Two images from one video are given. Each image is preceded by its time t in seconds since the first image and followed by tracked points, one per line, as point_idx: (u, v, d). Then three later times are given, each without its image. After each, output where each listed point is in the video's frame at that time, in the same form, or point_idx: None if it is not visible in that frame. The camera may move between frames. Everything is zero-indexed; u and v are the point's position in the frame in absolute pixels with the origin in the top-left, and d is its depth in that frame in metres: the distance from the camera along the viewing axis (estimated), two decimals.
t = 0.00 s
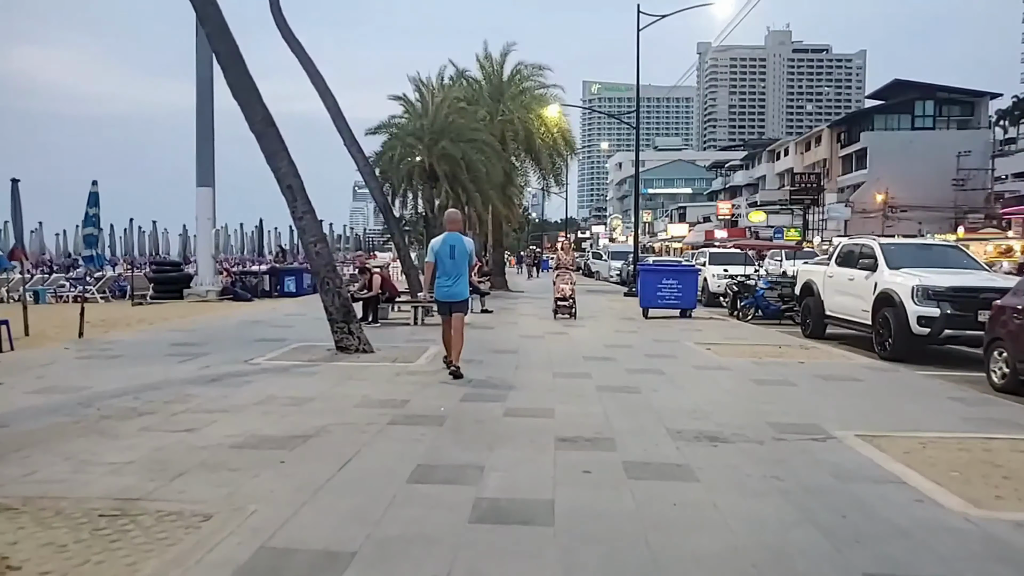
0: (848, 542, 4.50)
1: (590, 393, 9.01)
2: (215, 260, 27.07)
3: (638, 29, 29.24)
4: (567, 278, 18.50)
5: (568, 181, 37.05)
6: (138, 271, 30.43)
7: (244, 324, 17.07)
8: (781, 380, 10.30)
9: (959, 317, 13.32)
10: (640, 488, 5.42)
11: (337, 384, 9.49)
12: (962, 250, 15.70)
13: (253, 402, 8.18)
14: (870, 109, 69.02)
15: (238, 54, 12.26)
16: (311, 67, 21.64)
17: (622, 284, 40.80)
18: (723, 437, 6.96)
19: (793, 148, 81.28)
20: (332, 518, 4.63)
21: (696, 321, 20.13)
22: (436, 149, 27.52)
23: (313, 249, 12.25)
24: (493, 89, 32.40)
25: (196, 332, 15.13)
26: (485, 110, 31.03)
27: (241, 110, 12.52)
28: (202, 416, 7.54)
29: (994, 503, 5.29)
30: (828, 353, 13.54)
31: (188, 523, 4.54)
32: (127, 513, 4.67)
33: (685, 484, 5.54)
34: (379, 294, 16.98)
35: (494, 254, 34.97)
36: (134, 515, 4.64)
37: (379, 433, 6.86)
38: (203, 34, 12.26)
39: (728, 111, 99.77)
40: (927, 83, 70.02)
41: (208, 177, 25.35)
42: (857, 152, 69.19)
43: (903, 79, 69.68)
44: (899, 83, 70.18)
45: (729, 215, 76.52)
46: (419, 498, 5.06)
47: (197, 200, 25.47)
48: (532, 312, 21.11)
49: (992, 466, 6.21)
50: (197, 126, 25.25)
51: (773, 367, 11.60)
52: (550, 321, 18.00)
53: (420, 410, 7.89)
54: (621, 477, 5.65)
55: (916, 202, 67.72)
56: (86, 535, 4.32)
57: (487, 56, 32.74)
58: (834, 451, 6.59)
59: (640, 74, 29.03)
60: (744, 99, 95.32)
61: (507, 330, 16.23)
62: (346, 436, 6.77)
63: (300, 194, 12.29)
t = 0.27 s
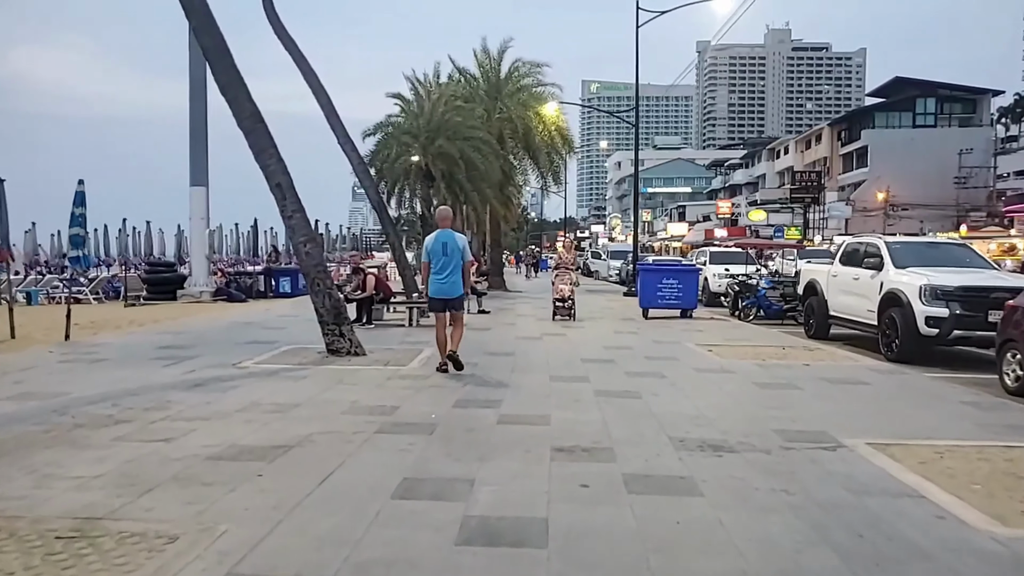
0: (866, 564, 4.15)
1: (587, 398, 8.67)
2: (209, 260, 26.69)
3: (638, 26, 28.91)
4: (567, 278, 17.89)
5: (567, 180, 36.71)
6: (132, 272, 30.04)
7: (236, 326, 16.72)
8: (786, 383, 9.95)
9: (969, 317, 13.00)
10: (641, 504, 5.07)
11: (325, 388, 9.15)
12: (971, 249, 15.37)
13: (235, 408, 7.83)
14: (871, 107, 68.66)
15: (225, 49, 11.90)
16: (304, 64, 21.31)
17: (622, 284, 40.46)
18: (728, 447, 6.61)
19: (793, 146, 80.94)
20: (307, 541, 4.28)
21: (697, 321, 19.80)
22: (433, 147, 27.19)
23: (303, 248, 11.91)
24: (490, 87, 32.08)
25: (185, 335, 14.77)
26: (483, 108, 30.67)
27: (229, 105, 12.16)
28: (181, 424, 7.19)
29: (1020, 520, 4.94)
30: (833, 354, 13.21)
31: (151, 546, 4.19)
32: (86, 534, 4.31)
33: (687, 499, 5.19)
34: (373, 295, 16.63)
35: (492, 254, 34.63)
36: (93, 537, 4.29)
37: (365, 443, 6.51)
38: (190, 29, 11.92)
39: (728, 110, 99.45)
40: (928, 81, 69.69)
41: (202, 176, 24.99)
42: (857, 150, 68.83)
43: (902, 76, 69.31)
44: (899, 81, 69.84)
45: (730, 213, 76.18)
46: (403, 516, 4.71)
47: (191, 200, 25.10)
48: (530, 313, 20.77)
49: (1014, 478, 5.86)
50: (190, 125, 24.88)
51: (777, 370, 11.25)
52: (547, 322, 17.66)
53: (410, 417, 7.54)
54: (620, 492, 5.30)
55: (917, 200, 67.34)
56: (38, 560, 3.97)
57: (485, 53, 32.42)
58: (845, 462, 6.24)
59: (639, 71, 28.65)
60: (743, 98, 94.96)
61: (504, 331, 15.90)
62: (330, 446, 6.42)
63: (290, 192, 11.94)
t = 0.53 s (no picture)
0: None
1: (585, 404, 8.28)
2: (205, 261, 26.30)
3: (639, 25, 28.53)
4: (567, 279, 17.26)
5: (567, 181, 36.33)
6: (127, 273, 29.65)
7: (228, 327, 16.33)
8: (793, 389, 9.56)
9: (981, 320, 12.62)
10: (642, 523, 4.70)
11: (312, 394, 8.77)
12: (981, 250, 14.97)
13: (216, 415, 7.45)
14: (874, 108, 68.22)
15: (214, 42, 11.51)
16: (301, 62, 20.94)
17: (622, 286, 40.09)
18: (734, 459, 6.22)
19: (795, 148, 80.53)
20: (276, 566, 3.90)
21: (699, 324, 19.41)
22: (431, 147, 26.82)
23: (293, 249, 11.53)
24: (490, 86, 31.72)
25: (174, 337, 14.39)
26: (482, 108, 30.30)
27: (218, 101, 11.78)
28: (157, 431, 6.81)
29: None
30: (840, 359, 12.81)
31: (104, 570, 3.81)
32: (36, 558, 3.93)
33: (692, 518, 4.81)
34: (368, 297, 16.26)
35: (491, 255, 34.24)
36: (42, 560, 3.91)
37: (349, 454, 6.12)
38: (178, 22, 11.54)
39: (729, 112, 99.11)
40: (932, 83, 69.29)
41: (197, 176, 24.63)
42: (860, 152, 68.38)
43: (905, 78, 68.83)
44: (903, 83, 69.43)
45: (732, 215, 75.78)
46: (384, 537, 4.34)
47: (186, 199, 24.73)
48: (528, 315, 20.40)
49: None
50: (185, 124, 24.51)
51: (783, 375, 10.86)
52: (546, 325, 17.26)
53: (399, 426, 7.16)
54: (619, 509, 4.92)
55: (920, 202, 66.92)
56: None
57: (485, 53, 32.05)
58: (860, 476, 5.85)
59: (640, 71, 28.26)
60: (745, 100, 94.54)
61: (501, 334, 15.51)
62: (312, 457, 6.04)
63: (280, 190, 11.56)
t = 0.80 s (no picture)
0: None
1: (582, 411, 7.91)
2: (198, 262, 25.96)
3: (639, 22, 28.16)
4: (566, 280, 16.62)
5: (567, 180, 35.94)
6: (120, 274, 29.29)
7: (219, 329, 15.98)
8: (799, 394, 9.18)
9: (990, 322, 12.25)
10: (641, 546, 4.33)
11: (297, 400, 8.40)
12: (988, 250, 14.60)
13: (192, 424, 7.08)
14: (875, 107, 67.81)
15: (198, 34, 11.15)
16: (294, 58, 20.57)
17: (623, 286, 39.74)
18: (739, 472, 5.86)
19: (796, 148, 80.18)
20: None
21: (701, 325, 19.04)
22: (428, 146, 26.46)
23: (280, 249, 11.18)
24: (488, 85, 31.34)
25: (162, 339, 14.03)
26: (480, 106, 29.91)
27: (203, 96, 11.42)
28: (128, 442, 6.45)
29: None
30: (845, 361, 12.44)
31: None
32: None
33: (697, 541, 4.44)
34: (361, 297, 15.92)
35: (490, 255, 33.89)
36: None
37: (329, 468, 5.76)
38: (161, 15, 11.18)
39: (730, 111, 98.75)
40: (933, 82, 68.95)
41: (190, 175, 24.33)
42: (861, 151, 67.99)
43: (906, 76, 68.38)
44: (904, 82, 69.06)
45: (732, 215, 75.43)
46: (359, 563, 3.97)
47: (178, 199, 24.43)
48: (526, 316, 20.05)
49: None
50: (178, 123, 24.18)
51: (787, 379, 10.50)
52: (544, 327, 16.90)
53: (384, 435, 6.78)
54: (616, 531, 4.55)
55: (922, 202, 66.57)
56: None
57: (483, 51, 31.66)
58: (873, 491, 5.48)
59: (640, 69, 27.85)
60: (745, 99, 94.13)
61: (498, 337, 15.13)
62: (290, 470, 5.67)
63: (267, 188, 11.20)
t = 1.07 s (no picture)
0: None
1: (582, 416, 7.54)
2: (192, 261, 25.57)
3: (639, 19, 27.81)
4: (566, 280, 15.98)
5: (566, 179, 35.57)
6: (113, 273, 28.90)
7: (210, 330, 15.60)
8: (808, 397, 8.81)
9: (1002, 322, 11.89)
10: (647, 568, 3.96)
11: (283, 405, 8.03)
12: (998, 248, 14.24)
13: (170, 431, 6.71)
14: (876, 106, 67.41)
15: (183, 25, 10.78)
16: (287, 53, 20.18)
17: (623, 286, 39.39)
18: (749, 483, 5.50)
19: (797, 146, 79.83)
20: None
21: (703, 325, 18.69)
22: (425, 144, 26.08)
23: (269, 247, 10.82)
24: (487, 82, 30.97)
25: (150, 341, 13.65)
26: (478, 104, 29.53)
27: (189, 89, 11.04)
28: (101, 451, 6.08)
29: None
30: (852, 362, 12.07)
31: None
32: None
33: (707, 562, 4.08)
34: (355, 297, 15.55)
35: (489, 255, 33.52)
36: None
37: (312, 479, 5.39)
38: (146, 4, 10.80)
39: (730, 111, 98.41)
40: (934, 80, 68.63)
41: (183, 172, 23.95)
42: (862, 150, 67.63)
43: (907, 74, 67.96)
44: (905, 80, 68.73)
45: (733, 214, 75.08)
46: None
47: (172, 196, 24.05)
48: (525, 316, 19.70)
49: None
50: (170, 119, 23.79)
51: (794, 381, 10.14)
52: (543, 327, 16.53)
53: (373, 443, 6.41)
54: (619, 550, 4.18)
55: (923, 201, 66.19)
56: None
57: (481, 48, 31.29)
58: (894, 503, 5.12)
59: (640, 66, 27.47)
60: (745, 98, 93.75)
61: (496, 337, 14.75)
62: (270, 483, 5.31)
63: (255, 183, 10.85)
